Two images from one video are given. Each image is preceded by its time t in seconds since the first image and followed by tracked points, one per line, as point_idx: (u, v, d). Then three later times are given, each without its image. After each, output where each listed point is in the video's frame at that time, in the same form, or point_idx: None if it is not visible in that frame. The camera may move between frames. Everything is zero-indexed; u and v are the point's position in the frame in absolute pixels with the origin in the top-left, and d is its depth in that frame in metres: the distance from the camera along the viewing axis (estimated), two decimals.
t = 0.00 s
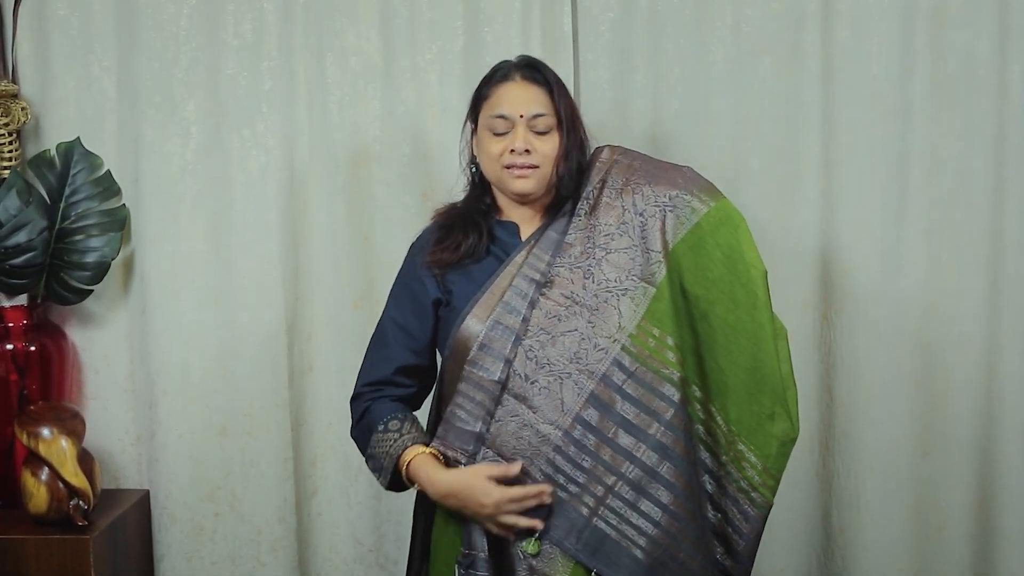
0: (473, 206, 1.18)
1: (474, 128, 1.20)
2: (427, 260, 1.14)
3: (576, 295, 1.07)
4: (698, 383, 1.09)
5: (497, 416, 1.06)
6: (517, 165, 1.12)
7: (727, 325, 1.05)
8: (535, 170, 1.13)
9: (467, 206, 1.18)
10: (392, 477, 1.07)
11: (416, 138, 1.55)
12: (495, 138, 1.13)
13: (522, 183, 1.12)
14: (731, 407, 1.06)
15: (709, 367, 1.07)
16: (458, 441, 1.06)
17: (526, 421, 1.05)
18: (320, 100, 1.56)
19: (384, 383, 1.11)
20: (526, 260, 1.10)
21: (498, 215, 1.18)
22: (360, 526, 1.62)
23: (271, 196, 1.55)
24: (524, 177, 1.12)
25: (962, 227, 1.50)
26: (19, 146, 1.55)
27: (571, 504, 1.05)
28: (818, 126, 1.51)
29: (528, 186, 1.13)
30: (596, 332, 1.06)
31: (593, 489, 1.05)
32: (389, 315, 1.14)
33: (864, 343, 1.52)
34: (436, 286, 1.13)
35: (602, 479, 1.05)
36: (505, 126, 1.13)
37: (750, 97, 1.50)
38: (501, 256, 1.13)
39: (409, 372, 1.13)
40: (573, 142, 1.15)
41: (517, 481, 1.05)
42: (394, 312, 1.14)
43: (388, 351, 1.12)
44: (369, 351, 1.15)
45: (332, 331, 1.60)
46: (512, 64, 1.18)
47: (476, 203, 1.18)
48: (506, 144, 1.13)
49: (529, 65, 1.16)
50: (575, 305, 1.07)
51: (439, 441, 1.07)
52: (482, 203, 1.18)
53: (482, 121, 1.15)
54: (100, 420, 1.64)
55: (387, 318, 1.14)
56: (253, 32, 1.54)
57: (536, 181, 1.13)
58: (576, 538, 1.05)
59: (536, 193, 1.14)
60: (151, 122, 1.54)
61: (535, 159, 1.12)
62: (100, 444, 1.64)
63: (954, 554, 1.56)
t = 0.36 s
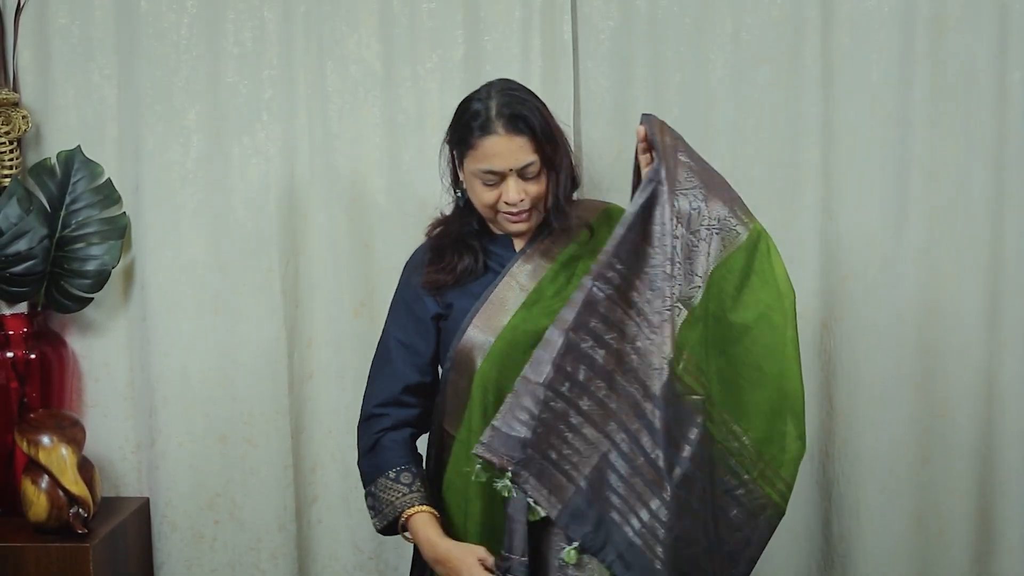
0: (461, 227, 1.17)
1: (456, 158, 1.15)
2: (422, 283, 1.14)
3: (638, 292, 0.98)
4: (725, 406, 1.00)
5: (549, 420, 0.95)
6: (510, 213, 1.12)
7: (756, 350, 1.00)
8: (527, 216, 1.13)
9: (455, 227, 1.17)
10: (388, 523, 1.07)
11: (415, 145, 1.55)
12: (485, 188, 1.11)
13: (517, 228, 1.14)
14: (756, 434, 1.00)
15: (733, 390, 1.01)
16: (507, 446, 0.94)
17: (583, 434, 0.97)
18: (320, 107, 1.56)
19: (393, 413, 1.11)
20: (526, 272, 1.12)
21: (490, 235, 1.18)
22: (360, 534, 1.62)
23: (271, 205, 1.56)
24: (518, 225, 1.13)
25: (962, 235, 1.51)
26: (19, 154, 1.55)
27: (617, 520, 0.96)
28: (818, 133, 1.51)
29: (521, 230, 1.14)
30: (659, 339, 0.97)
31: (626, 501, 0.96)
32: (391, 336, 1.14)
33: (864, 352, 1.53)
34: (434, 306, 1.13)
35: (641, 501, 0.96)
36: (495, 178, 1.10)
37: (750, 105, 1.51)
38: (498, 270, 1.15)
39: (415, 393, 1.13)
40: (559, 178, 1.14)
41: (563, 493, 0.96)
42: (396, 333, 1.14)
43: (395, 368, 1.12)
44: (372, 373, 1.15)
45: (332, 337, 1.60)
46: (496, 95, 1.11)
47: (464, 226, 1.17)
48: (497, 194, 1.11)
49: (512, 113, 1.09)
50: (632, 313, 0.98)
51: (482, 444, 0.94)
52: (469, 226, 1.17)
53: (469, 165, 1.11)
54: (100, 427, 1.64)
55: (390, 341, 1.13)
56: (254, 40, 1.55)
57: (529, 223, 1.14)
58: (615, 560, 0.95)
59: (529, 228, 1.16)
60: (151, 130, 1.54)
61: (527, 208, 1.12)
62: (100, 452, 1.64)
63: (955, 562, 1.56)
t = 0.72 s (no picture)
0: (462, 224, 1.17)
1: (461, 154, 1.15)
2: (422, 277, 1.13)
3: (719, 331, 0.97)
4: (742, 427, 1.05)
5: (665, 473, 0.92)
6: (512, 210, 1.12)
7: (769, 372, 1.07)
8: (529, 212, 1.13)
9: (456, 224, 1.17)
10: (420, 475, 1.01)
11: (415, 145, 1.56)
12: (490, 182, 1.10)
13: (518, 224, 1.14)
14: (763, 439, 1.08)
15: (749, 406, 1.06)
16: (630, 481, 0.91)
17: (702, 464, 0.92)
18: (320, 106, 1.56)
19: (404, 386, 1.08)
20: (527, 271, 1.13)
21: (491, 231, 1.18)
22: (360, 532, 1.62)
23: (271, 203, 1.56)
24: (519, 221, 1.13)
25: (961, 236, 1.51)
26: (19, 152, 1.55)
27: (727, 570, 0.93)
28: (818, 134, 1.51)
29: (523, 227, 1.14)
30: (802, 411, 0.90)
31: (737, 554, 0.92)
32: (394, 322, 1.12)
33: (864, 354, 1.53)
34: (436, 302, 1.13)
35: (768, 524, 0.92)
36: (501, 172, 1.10)
37: (749, 105, 1.51)
38: (501, 269, 1.15)
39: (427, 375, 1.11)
40: (562, 175, 1.15)
41: (689, 540, 0.91)
42: (399, 320, 1.12)
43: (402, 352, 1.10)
44: (378, 357, 1.12)
45: (332, 336, 1.60)
46: (503, 89, 1.11)
47: (465, 222, 1.17)
48: (502, 190, 1.10)
49: (521, 107, 1.09)
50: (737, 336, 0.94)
51: (601, 461, 0.91)
52: (469, 222, 1.17)
53: (475, 159, 1.10)
54: (99, 425, 1.64)
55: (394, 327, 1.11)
56: (253, 38, 1.55)
57: (530, 221, 1.14)
58: None
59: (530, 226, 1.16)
60: (151, 128, 1.54)
61: (530, 205, 1.12)
62: (100, 450, 1.64)
63: (954, 562, 1.57)
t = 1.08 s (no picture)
0: (468, 215, 1.17)
1: (467, 146, 1.16)
2: (430, 260, 1.13)
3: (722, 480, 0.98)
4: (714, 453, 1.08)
5: None
6: (521, 195, 1.12)
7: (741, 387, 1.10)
8: (536, 200, 1.13)
9: (462, 214, 1.17)
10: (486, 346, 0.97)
11: (415, 144, 1.56)
12: (499, 166, 1.11)
13: (526, 210, 1.13)
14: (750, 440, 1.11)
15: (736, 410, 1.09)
16: None
17: None
18: (320, 105, 1.56)
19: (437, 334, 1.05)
20: (527, 265, 1.12)
21: (495, 224, 1.18)
22: (359, 531, 1.62)
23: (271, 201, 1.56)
24: (528, 205, 1.12)
25: (960, 235, 1.51)
26: (19, 151, 1.55)
27: None
28: (818, 133, 1.51)
29: (531, 212, 1.13)
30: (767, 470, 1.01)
31: None
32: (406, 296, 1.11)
33: (863, 353, 1.54)
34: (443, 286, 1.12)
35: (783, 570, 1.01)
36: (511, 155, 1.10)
37: (749, 104, 1.51)
38: (505, 260, 1.14)
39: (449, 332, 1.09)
40: (568, 161, 1.16)
41: None
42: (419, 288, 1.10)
43: (418, 316, 1.08)
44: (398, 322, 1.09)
45: (332, 335, 1.60)
46: (513, 77, 1.13)
47: (470, 213, 1.17)
48: (511, 175, 1.10)
49: (530, 91, 1.11)
50: (748, 496, 0.98)
51: None
52: (474, 214, 1.17)
53: (484, 143, 1.11)
54: (99, 424, 1.64)
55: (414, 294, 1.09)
56: (253, 37, 1.55)
57: (537, 209, 1.13)
58: None
59: (535, 218, 1.15)
60: (150, 127, 1.54)
61: (540, 191, 1.11)
62: (100, 449, 1.64)
63: (954, 561, 1.57)
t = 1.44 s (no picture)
0: (463, 216, 1.16)
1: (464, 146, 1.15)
2: (421, 271, 1.13)
3: (745, 397, 0.94)
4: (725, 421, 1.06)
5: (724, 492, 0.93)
6: (521, 196, 1.12)
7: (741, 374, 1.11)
8: (536, 201, 1.13)
9: (457, 216, 1.17)
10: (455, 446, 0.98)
11: (415, 144, 1.56)
12: (500, 168, 1.11)
13: (526, 212, 1.13)
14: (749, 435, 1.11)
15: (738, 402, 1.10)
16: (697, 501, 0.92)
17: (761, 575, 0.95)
18: (320, 105, 1.56)
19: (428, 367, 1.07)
20: (524, 267, 1.12)
21: (491, 225, 1.18)
22: (359, 531, 1.62)
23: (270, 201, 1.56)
24: (527, 208, 1.13)
25: (960, 235, 1.51)
26: (18, 151, 1.55)
27: None
28: (818, 134, 1.51)
29: (531, 215, 1.14)
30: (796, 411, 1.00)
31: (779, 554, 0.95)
32: (399, 317, 1.11)
33: (864, 353, 1.54)
34: (436, 295, 1.12)
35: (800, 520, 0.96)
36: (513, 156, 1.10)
37: (749, 104, 1.51)
38: (500, 263, 1.14)
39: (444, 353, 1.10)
40: (565, 162, 1.18)
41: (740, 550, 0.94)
42: (407, 310, 1.11)
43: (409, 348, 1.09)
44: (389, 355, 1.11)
45: (332, 335, 1.59)
46: (511, 77, 1.13)
47: (465, 215, 1.16)
48: (512, 176, 1.11)
49: (530, 92, 1.11)
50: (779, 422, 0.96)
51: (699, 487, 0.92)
52: (470, 215, 1.17)
53: (485, 144, 1.11)
54: (99, 424, 1.64)
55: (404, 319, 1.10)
56: (253, 38, 1.55)
57: (537, 210, 1.14)
58: None
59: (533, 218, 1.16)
60: (150, 128, 1.54)
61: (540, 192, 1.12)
62: (100, 449, 1.64)
63: (954, 560, 1.57)
